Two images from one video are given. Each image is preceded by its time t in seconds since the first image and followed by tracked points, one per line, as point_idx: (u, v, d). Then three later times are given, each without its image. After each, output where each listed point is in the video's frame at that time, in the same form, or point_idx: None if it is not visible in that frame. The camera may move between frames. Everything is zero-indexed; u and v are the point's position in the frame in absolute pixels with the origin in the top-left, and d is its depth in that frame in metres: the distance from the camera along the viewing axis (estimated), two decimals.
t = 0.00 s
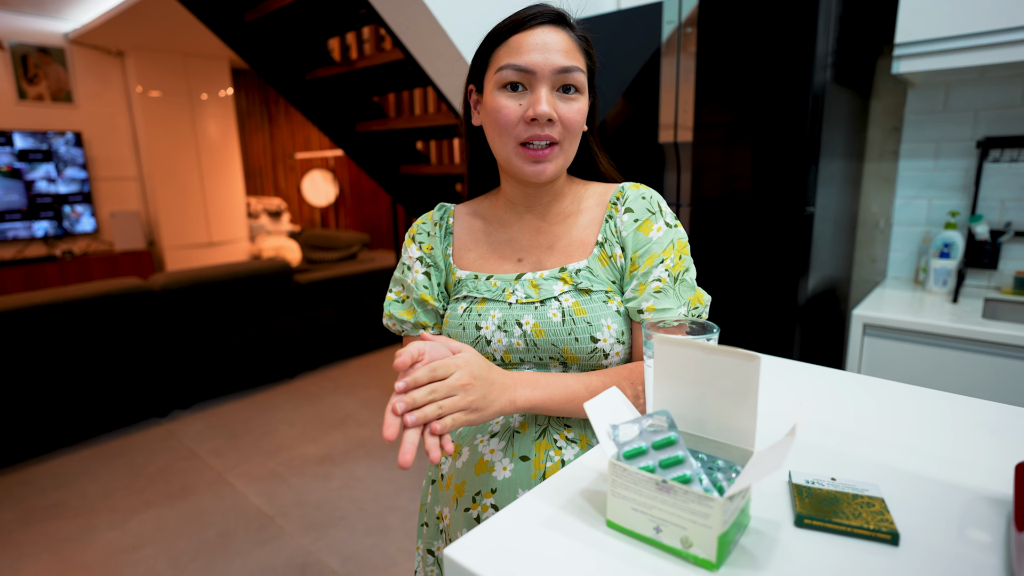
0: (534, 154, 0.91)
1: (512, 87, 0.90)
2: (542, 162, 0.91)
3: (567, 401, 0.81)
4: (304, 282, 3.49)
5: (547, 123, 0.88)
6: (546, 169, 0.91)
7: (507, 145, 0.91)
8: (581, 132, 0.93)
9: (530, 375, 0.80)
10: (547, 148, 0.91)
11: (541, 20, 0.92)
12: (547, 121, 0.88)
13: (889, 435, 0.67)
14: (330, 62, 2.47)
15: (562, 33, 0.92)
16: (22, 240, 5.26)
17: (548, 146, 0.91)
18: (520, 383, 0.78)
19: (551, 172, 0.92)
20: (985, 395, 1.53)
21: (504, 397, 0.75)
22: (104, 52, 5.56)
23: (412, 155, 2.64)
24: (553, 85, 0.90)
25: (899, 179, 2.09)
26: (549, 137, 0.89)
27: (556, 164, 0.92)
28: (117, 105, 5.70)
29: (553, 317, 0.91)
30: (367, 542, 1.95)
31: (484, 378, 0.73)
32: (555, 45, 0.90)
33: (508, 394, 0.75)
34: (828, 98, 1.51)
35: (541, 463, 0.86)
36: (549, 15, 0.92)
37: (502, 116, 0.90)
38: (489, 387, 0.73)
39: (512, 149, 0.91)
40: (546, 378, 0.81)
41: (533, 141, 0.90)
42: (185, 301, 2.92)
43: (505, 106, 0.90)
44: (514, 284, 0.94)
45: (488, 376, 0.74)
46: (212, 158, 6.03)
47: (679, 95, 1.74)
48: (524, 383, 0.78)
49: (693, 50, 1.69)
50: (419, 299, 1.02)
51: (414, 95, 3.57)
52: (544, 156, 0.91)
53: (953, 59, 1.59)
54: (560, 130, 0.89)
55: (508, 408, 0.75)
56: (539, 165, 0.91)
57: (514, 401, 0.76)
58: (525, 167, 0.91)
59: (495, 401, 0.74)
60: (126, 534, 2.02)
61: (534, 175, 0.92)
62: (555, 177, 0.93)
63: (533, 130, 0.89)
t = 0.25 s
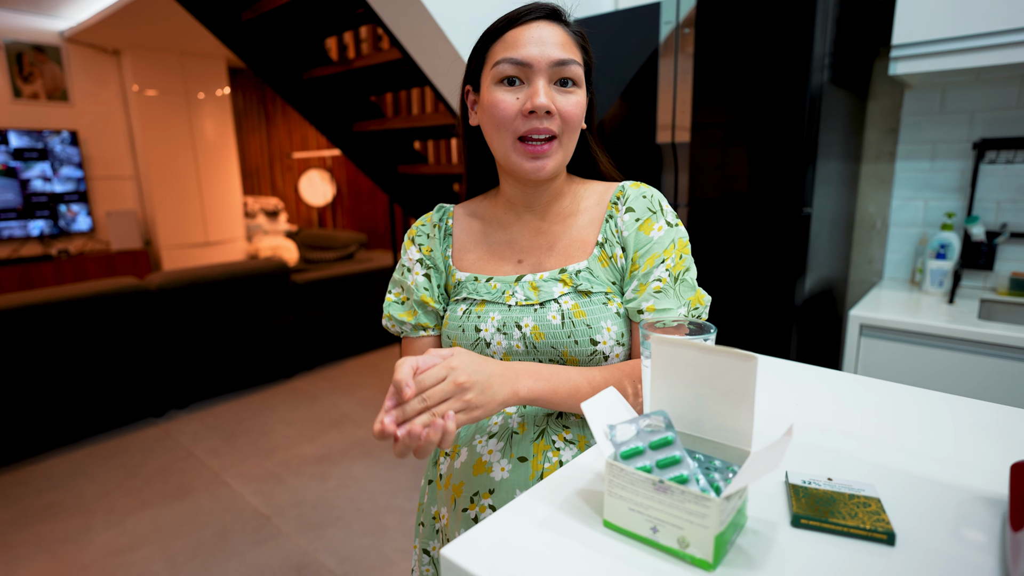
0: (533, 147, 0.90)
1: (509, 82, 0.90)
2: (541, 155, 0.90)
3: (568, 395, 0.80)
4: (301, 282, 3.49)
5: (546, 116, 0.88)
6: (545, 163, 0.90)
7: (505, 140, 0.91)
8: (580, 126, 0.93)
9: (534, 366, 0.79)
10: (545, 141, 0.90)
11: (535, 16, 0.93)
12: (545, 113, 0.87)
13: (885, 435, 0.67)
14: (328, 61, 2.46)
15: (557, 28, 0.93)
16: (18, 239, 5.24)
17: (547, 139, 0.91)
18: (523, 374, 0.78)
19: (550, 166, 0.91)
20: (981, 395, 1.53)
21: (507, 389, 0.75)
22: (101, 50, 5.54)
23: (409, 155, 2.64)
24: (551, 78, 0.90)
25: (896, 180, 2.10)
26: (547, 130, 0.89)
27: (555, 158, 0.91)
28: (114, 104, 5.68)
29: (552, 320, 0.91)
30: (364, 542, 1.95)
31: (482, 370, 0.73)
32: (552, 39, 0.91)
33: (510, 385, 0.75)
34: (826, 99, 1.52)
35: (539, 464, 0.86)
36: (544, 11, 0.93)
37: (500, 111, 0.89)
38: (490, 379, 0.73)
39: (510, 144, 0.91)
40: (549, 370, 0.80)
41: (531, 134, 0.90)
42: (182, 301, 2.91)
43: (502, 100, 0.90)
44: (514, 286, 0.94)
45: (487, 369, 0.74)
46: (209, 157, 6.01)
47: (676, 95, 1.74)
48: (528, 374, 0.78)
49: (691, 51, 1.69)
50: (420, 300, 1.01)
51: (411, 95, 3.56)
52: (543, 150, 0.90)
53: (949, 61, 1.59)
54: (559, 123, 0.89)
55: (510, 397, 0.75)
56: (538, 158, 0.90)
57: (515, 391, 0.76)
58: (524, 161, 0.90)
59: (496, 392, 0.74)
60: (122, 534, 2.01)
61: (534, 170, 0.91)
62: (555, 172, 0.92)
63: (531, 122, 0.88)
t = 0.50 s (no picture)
0: (538, 141, 0.89)
1: (506, 80, 0.90)
2: (547, 150, 0.89)
3: (560, 385, 0.80)
4: (298, 283, 3.48)
5: (547, 109, 0.87)
6: (551, 157, 0.90)
7: (509, 138, 0.90)
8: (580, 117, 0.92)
9: (532, 356, 0.78)
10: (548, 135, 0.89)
11: (523, 14, 0.93)
12: (546, 105, 0.87)
13: (881, 438, 0.67)
14: (325, 62, 2.46)
15: (546, 24, 0.93)
16: (11, 239, 5.20)
17: (551, 132, 0.90)
18: (520, 364, 0.77)
19: (557, 158, 0.90)
20: (976, 398, 1.54)
21: (500, 375, 0.75)
22: (96, 50, 5.52)
23: (406, 156, 2.64)
24: (546, 72, 0.90)
25: (892, 182, 2.10)
26: (550, 122, 0.88)
27: (559, 150, 0.90)
28: (109, 104, 5.65)
29: (550, 321, 0.91)
30: (360, 544, 1.94)
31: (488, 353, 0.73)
32: (542, 35, 0.91)
33: (504, 373, 0.75)
34: (822, 102, 1.52)
35: (535, 466, 0.85)
36: (530, 9, 0.93)
37: (499, 109, 0.89)
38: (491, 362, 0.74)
39: (515, 141, 0.90)
40: (546, 361, 0.79)
41: (535, 128, 0.89)
42: (177, 302, 2.90)
43: (501, 99, 0.89)
44: (512, 287, 0.94)
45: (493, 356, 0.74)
46: (205, 158, 5.99)
47: (673, 97, 1.74)
48: (525, 364, 0.77)
49: (688, 53, 1.69)
50: (417, 301, 1.00)
51: (408, 96, 3.56)
52: (548, 143, 0.89)
53: (945, 64, 1.60)
54: (560, 115, 0.88)
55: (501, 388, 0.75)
56: (544, 152, 0.89)
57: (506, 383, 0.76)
58: (530, 158, 0.89)
59: (492, 376, 0.74)
60: (116, 536, 2.00)
61: (541, 166, 0.90)
62: (561, 165, 0.92)
63: (533, 116, 0.87)
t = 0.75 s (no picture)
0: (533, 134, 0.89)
1: (509, 71, 0.90)
2: (542, 143, 0.89)
3: (580, 362, 0.81)
4: (297, 283, 3.48)
5: (544, 100, 0.87)
6: (545, 150, 0.89)
7: (505, 128, 0.90)
8: (579, 115, 0.92)
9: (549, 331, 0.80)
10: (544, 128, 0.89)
11: (533, 13, 0.94)
12: (544, 98, 0.87)
13: (881, 438, 0.67)
14: (325, 62, 2.46)
15: (555, 24, 0.94)
16: (11, 239, 5.20)
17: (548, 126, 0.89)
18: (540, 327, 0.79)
19: (551, 153, 0.90)
20: (976, 398, 1.54)
21: (517, 335, 0.76)
22: (96, 50, 5.52)
23: (406, 156, 2.64)
24: (549, 67, 0.90)
25: (891, 183, 2.11)
26: (547, 115, 0.88)
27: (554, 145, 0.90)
28: (109, 104, 5.65)
29: (549, 317, 0.91)
30: (360, 544, 1.94)
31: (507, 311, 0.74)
32: (549, 32, 0.91)
33: (523, 333, 0.76)
34: (821, 102, 1.52)
35: (535, 467, 0.86)
36: (541, 9, 0.94)
37: (499, 99, 0.89)
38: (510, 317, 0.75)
39: (511, 132, 0.90)
40: (563, 338, 0.80)
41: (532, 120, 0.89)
42: (176, 302, 2.90)
43: (502, 89, 0.89)
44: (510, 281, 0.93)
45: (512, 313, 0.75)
46: (204, 158, 5.99)
47: (673, 97, 1.74)
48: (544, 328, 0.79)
49: (687, 53, 1.69)
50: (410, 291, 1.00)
51: (408, 96, 3.56)
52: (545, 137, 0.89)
53: (944, 65, 1.60)
54: (558, 109, 0.88)
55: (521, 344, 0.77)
56: (539, 145, 0.89)
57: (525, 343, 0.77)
58: (525, 149, 0.89)
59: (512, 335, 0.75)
60: (115, 536, 2.00)
61: (535, 160, 0.90)
62: (556, 161, 0.91)
63: (531, 107, 0.87)
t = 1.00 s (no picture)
0: (544, 138, 0.89)
1: (520, 74, 0.90)
2: (553, 147, 0.89)
3: (585, 371, 0.80)
4: (297, 283, 3.48)
5: (556, 105, 0.87)
6: (556, 154, 0.89)
7: (517, 132, 0.90)
8: (589, 119, 0.92)
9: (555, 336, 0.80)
10: (556, 132, 0.89)
11: (542, 14, 0.94)
12: (556, 102, 0.87)
13: (881, 439, 0.67)
14: (325, 62, 2.46)
15: (563, 25, 0.94)
16: (12, 239, 5.20)
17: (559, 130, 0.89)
18: (544, 335, 0.79)
19: (561, 157, 0.90)
20: (977, 399, 1.54)
21: (523, 342, 0.76)
22: (97, 51, 5.52)
23: (406, 157, 2.64)
24: (560, 70, 0.90)
25: (891, 183, 2.11)
26: (558, 120, 0.88)
27: (566, 150, 0.90)
28: (110, 104, 5.66)
29: (550, 316, 0.91)
30: (360, 545, 1.94)
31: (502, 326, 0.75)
32: (559, 34, 0.91)
33: (529, 341, 0.77)
34: (821, 103, 1.52)
35: (535, 469, 0.86)
36: (550, 10, 0.94)
37: (511, 102, 0.89)
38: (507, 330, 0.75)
39: (523, 135, 0.89)
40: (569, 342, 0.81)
41: (543, 124, 0.89)
42: (176, 302, 2.90)
43: (513, 92, 0.89)
44: (511, 281, 0.93)
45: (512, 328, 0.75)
46: (204, 158, 5.99)
47: (673, 97, 1.74)
48: (547, 336, 0.80)
49: (687, 53, 1.69)
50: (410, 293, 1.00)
51: (408, 97, 3.56)
52: (555, 141, 0.89)
53: (944, 65, 1.60)
54: (569, 113, 0.88)
55: (531, 353, 0.77)
56: (551, 149, 0.89)
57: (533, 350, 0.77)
58: (536, 153, 0.89)
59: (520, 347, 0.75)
60: (115, 536, 2.00)
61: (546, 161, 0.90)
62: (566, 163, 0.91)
63: (543, 112, 0.87)
